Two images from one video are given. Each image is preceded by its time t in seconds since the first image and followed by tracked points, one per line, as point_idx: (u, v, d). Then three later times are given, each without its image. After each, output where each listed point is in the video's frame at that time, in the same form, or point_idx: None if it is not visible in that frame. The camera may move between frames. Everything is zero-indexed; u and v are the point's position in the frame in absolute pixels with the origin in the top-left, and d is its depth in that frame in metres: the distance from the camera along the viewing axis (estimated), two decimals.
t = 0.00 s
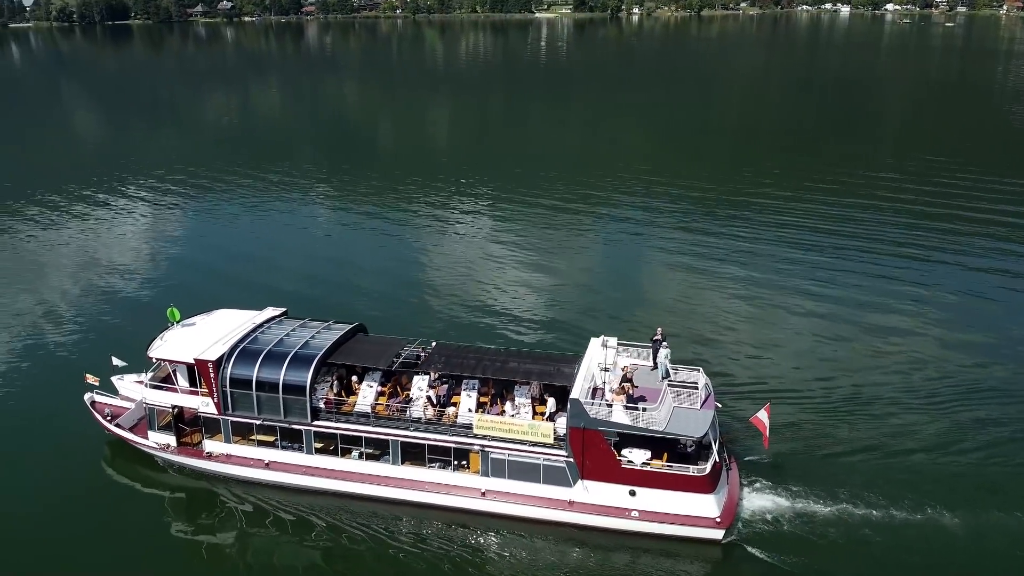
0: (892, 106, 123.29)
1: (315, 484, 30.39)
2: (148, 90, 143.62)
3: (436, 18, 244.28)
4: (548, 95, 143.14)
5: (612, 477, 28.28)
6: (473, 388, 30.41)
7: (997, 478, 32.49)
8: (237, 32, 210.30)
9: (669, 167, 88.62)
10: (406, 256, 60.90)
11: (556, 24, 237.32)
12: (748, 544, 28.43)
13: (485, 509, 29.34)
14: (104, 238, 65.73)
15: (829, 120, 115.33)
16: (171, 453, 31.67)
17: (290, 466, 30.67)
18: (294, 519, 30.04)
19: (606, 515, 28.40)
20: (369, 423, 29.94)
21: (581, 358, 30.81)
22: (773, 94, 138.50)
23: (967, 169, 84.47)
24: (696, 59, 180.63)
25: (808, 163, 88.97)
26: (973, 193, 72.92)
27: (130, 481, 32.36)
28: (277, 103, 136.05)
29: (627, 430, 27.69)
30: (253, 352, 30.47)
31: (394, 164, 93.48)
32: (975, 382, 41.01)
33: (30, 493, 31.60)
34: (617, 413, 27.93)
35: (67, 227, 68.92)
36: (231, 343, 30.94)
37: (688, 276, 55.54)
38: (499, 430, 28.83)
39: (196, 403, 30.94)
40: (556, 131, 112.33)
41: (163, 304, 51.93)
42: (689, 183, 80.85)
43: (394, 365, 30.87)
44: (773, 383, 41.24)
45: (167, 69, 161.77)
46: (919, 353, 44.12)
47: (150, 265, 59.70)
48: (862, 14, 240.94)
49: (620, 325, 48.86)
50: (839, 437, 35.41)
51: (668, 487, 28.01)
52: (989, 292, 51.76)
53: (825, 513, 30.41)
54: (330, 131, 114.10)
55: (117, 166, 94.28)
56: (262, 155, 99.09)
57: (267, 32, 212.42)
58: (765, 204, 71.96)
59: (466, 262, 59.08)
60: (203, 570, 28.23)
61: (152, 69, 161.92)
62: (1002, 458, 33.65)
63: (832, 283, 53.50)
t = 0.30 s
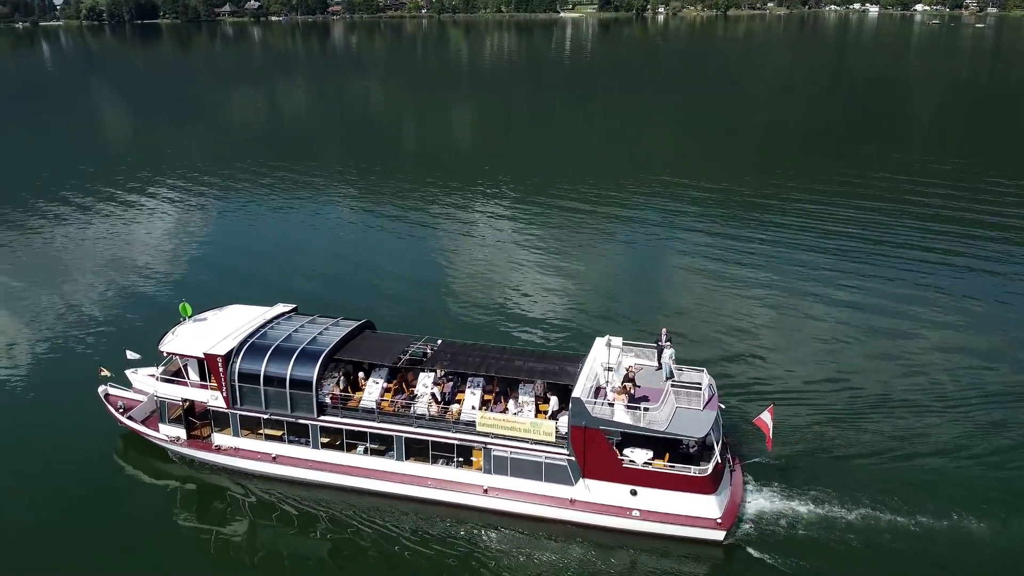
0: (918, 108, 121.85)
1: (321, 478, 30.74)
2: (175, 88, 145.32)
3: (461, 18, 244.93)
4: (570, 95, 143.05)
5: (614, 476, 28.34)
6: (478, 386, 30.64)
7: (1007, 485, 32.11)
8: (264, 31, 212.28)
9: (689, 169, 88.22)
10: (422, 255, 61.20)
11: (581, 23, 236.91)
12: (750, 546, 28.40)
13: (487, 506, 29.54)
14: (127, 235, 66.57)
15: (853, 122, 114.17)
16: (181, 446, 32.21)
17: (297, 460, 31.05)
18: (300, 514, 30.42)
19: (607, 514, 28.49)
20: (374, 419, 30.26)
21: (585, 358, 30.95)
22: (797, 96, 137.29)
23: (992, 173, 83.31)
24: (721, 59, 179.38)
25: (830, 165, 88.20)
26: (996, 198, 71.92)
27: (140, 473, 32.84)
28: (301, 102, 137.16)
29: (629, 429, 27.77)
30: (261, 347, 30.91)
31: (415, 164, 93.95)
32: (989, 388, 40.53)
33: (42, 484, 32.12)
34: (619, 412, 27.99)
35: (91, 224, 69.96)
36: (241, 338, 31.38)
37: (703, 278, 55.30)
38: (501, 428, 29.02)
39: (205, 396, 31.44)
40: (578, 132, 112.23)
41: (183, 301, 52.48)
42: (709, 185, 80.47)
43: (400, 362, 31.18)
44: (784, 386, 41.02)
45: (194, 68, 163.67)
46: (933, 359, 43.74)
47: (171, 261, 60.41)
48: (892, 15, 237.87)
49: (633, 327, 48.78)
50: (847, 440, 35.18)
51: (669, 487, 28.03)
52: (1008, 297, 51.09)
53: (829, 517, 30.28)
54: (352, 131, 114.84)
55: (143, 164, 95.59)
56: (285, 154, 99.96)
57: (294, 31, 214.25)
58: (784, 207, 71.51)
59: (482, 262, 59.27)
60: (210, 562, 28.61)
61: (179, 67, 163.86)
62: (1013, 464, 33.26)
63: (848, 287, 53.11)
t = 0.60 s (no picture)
0: (945, 110, 120.35)
1: (326, 471, 31.18)
2: (201, 87, 147.06)
3: (486, 18, 245.28)
4: (592, 95, 142.95)
5: (615, 474, 28.45)
6: (482, 383, 30.86)
7: (1014, 490, 31.73)
8: (291, 30, 214.04)
9: (708, 170, 87.91)
10: (438, 255, 61.64)
11: (606, 23, 236.19)
12: (751, 547, 28.38)
13: (489, 502, 29.79)
14: (149, 232, 67.61)
15: (878, 124, 112.87)
16: (191, 438, 32.81)
17: (304, 453, 31.50)
18: (307, 507, 30.86)
19: (607, 512, 28.63)
20: (379, 414, 30.56)
21: (589, 357, 31.09)
22: (822, 97, 136.00)
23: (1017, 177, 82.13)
24: (746, 60, 177.97)
25: (852, 166, 87.41)
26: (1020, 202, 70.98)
27: (151, 465, 33.44)
28: (325, 101, 138.21)
29: (630, 428, 27.84)
30: (270, 342, 31.39)
31: (435, 164, 94.34)
32: (1001, 393, 40.11)
33: (53, 475, 32.70)
34: (621, 411, 28.07)
35: (115, 221, 71.14)
36: (250, 333, 31.92)
37: (717, 280, 55.13)
38: (504, 425, 29.22)
39: (215, 389, 31.98)
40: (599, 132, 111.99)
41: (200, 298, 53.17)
42: (728, 186, 80.08)
43: (406, 358, 31.48)
44: (793, 389, 40.87)
45: (221, 67, 165.53)
46: (946, 363, 43.35)
47: (191, 258, 61.28)
48: (921, 15, 234.46)
49: (644, 327, 48.71)
50: (853, 442, 34.99)
51: (670, 487, 28.09)
52: None
53: (832, 520, 30.15)
54: (374, 130, 115.55)
55: (168, 161, 96.91)
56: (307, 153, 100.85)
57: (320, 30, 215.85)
58: (802, 209, 71.06)
59: (497, 262, 59.59)
60: (218, 553, 29.09)
61: (206, 66, 165.73)
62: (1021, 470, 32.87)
63: (862, 290, 52.73)
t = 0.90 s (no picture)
0: (971, 112, 118.82)
1: (332, 465, 31.60)
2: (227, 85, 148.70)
3: (511, 17, 245.53)
4: (614, 95, 142.67)
5: (615, 472, 28.57)
6: (487, 380, 31.12)
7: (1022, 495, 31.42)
8: (316, 30, 215.63)
9: (727, 172, 87.48)
10: (456, 255, 61.87)
11: (631, 23, 235.45)
12: (751, 547, 28.35)
13: (492, 498, 30.05)
14: (168, 229, 68.51)
15: (903, 125, 111.63)
16: (201, 431, 33.43)
17: (311, 447, 31.93)
18: (313, 500, 31.30)
19: (607, 511, 28.78)
20: (384, 410, 30.88)
21: (592, 356, 31.25)
22: (847, 98, 134.77)
23: None
24: (771, 60, 176.66)
25: (874, 169, 86.59)
26: None
27: (163, 456, 34.04)
28: (347, 101, 139.22)
29: (632, 427, 27.94)
30: (279, 337, 31.86)
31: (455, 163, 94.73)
32: (1014, 398, 39.69)
33: (66, 466, 33.36)
34: (622, 409, 28.19)
35: (135, 217, 72.19)
36: (260, 327, 32.42)
37: (730, 283, 54.89)
38: (507, 422, 29.43)
39: (225, 382, 32.53)
40: (619, 133, 111.79)
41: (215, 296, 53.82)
42: (747, 188, 79.67)
43: (412, 354, 31.82)
44: (802, 391, 40.70)
45: (246, 66, 167.29)
46: (959, 368, 42.89)
47: (207, 255, 62.06)
48: (951, 16, 231.37)
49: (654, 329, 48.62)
50: (859, 445, 34.76)
51: (671, 486, 28.16)
52: None
53: (834, 522, 29.99)
54: (395, 129, 116.26)
55: (193, 159, 98.16)
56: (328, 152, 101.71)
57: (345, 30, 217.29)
58: (821, 211, 70.62)
59: (511, 262, 59.78)
60: (225, 544, 29.58)
61: (232, 65, 167.54)
62: None
63: (878, 294, 52.30)
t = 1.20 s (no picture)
0: (999, 115, 117.14)
1: (339, 459, 32.03)
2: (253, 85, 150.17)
3: (535, 17, 245.64)
4: (637, 96, 142.29)
5: (617, 470, 28.72)
6: (492, 377, 31.40)
7: None
8: (342, 29, 217.08)
9: (748, 174, 86.95)
10: (479, 255, 61.96)
11: (657, 23, 234.46)
12: (752, 547, 28.37)
13: (494, 494, 30.32)
14: (187, 226, 69.49)
15: (930, 128, 110.32)
16: (211, 423, 34.02)
17: (318, 441, 32.38)
18: (321, 493, 31.75)
19: (608, 508, 28.95)
20: (390, 405, 31.25)
21: (596, 354, 31.40)
22: (873, 100, 133.35)
23: None
24: (797, 61, 175.09)
25: (896, 172, 85.74)
26: None
27: (175, 447, 34.73)
28: (370, 100, 140.08)
29: (633, 425, 28.03)
30: (289, 332, 32.36)
31: (475, 163, 95.03)
32: None
33: (80, 458, 34.03)
34: (624, 408, 28.26)
35: (156, 215, 73.25)
36: (270, 322, 32.97)
37: (744, 285, 54.65)
38: (510, 418, 29.65)
39: (236, 376, 33.10)
40: (640, 134, 111.54)
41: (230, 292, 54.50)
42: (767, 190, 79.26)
43: (418, 350, 32.18)
44: (811, 392, 40.50)
45: (272, 65, 168.95)
46: (972, 372, 42.44)
47: (224, 252, 62.82)
48: (982, 17, 228.09)
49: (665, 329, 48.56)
50: (866, 448, 34.58)
51: (671, 485, 28.25)
52: None
53: (838, 524, 29.87)
54: (417, 129, 116.90)
55: (217, 158, 99.34)
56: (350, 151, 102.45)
57: (371, 29, 218.60)
58: (840, 214, 70.13)
59: (525, 262, 59.87)
60: (234, 534, 30.09)
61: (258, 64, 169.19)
62: None
63: (893, 298, 51.85)
